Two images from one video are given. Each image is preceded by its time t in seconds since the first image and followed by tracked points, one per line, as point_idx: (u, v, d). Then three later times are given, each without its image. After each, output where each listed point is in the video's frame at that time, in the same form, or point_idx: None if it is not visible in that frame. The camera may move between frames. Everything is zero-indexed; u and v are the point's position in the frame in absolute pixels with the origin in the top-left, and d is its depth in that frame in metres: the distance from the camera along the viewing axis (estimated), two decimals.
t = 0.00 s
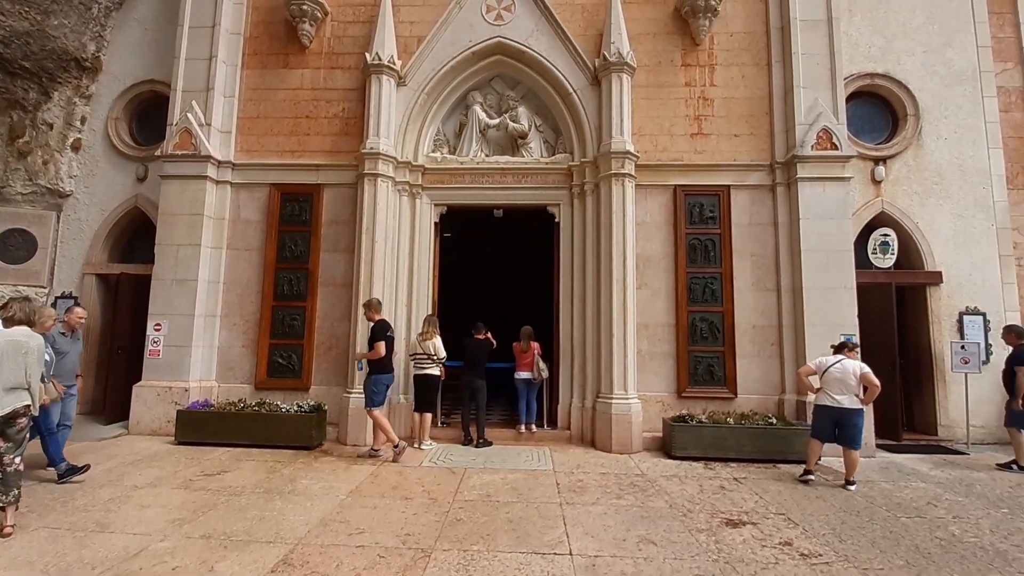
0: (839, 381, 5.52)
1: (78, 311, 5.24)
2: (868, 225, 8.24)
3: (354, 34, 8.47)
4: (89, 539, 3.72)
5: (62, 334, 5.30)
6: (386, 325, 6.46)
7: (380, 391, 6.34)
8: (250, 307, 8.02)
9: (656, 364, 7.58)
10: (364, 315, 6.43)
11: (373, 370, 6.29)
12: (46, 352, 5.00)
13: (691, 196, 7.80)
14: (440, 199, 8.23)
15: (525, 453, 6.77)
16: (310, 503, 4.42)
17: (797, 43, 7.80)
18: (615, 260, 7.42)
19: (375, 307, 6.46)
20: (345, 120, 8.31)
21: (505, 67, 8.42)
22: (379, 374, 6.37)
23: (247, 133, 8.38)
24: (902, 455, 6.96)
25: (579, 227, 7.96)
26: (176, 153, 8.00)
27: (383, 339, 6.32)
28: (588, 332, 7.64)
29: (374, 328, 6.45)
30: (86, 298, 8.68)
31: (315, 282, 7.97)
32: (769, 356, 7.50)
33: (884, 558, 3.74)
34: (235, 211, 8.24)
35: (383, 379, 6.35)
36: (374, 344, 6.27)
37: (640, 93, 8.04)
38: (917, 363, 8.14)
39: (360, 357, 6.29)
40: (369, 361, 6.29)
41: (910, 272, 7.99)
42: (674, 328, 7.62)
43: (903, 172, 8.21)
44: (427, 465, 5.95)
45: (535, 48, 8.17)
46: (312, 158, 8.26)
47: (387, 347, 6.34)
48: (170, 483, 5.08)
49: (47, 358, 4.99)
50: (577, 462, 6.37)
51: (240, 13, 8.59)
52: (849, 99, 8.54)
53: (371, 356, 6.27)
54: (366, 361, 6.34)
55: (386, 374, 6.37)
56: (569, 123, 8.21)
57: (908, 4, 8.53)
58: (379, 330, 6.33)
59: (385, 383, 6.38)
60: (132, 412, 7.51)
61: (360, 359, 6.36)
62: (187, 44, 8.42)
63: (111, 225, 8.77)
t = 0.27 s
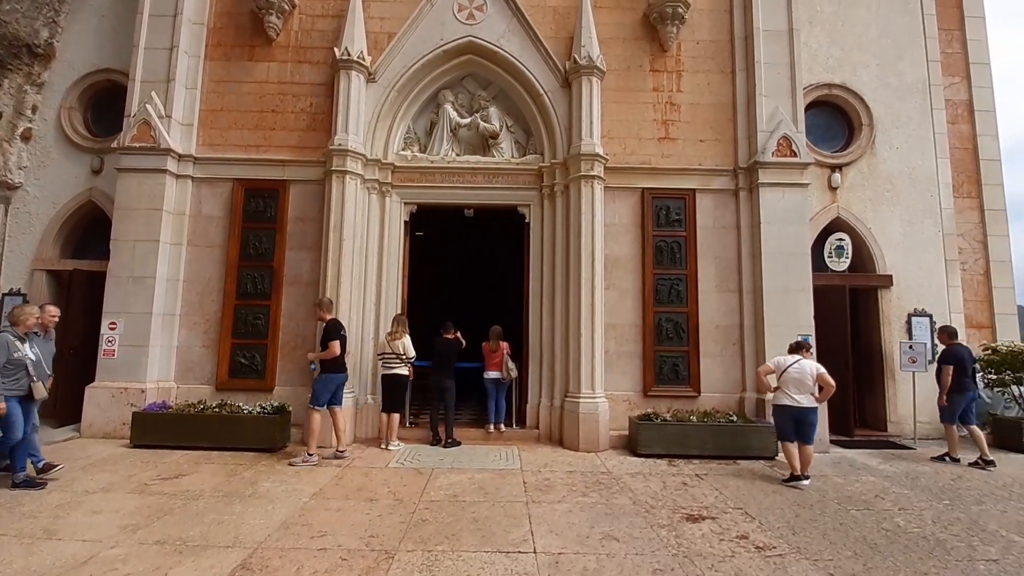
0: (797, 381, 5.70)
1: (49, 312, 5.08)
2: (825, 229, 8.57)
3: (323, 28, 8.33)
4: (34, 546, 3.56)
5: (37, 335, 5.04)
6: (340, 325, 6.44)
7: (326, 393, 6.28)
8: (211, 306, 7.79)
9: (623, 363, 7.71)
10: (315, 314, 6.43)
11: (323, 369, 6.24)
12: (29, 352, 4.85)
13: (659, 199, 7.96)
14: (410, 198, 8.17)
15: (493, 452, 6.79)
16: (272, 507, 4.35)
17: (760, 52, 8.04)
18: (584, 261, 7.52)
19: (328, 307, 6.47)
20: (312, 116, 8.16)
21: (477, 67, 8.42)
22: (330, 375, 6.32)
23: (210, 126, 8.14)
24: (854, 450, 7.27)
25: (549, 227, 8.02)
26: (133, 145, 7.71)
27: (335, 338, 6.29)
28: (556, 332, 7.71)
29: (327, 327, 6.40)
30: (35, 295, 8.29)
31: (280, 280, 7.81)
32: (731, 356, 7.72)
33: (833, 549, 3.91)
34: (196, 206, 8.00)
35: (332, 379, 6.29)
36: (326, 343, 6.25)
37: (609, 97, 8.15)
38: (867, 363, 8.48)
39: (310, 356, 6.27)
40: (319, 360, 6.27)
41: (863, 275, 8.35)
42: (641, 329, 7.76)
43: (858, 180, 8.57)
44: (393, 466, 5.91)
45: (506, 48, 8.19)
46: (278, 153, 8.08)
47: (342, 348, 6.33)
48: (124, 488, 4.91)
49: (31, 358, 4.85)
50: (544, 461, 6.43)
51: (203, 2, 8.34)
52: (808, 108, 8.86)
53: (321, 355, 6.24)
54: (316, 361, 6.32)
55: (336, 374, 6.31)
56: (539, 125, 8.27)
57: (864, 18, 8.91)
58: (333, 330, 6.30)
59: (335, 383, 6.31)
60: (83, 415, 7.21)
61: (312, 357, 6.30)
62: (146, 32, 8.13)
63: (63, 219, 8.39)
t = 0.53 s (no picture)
0: (759, 379, 5.89)
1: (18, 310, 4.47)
2: (785, 232, 8.87)
3: (291, 21, 8.17)
4: None
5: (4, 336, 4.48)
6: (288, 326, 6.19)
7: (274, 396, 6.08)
8: (172, 305, 7.56)
9: (592, 362, 7.81)
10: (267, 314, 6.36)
11: (267, 370, 6.07)
12: None
13: (627, 200, 8.10)
14: (380, 196, 8.08)
15: (462, 452, 6.80)
16: (233, 510, 4.25)
17: (725, 59, 8.27)
18: (554, 261, 7.59)
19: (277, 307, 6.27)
20: (279, 111, 8.00)
21: (448, 65, 8.39)
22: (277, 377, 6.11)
23: (172, 119, 7.89)
24: (811, 445, 7.55)
25: (520, 228, 8.06)
26: (89, 137, 7.42)
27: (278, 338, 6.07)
28: (526, 331, 7.77)
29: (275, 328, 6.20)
30: None
31: (244, 279, 7.63)
32: (696, 355, 7.92)
33: (788, 540, 4.07)
34: (156, 202, 7.74)
35: (274, 381, 6.07)
36: (272, 344, 6.05)
37: (580, 99, 8.25)
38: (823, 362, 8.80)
39: (258, 357, 6.13)
40: (266, 362, 6.08)
41: (821, 277, 8.69)
42: (609, 328, 7.88)
43: (817, 185, 8.90)
44: (361, 467, 5.86)
45: (478, 48, 8.20)
46: (243, 149, 7.89)
47: (289, 349, 6.13)
48: (77, 493, 4.72)
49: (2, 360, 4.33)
50: (513, 460, 6.47)
51: None
52: (771, 115, 9.16)
53: (267, 356, 6.07)
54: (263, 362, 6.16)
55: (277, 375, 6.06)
56: (511, 125, 8.30)
57: (823, 29, 9.25)
58: (280, 330, 6.09)
59: (280, 385, 6.09)
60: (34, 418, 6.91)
61: (259, 359, 6.11)
62: (104, 20, 7.83)
63: (12, 213, 8.01)
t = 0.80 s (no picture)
0: (718, 377, 6.11)
1: None
2: (742, 235, 9.19)
3: (250, 11, 7.93)
4: None
5: None
6: (220, 323, 5.94)
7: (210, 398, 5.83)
8: (120, 303, 7.23)
9: (556, 362, 7.90)
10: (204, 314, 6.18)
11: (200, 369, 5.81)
12: None
13: (592, 202, 8.22)
14: (342, 193, 7.93)
15: (425, 452, 6.76)
16: (183, 516, 4.11)
17: (686, 66, 8.50)
18: (519, 261, 7.63)
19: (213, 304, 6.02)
20: (237, 103, 7.75)
21: (414, 62, 8.32)
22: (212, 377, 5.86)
23: (121, 109, 7.54)
24: (765, 441, 7.85)
25: (485, 227, 8.07)
26: (30, 125, 7.01)
27: (208, 336, 5.83)
28: (491, 330, 7.78)
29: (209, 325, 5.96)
30: None
31: (199, 276, 7.37)
32: (657, 354, 8.11)
33: (739, 532, 4.24)
34: (104, 195, 7.39)
35: (205, 381, 5.81)
36: (205, 342, 5.80)
37: (546, 101, 8.32)
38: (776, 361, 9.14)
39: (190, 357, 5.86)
40: (199, 362, 5.82)
41: (774, 279, 9.06)
42: (573, 328, 7.98)
43: (772, 190, 9.25)
44: (320, 469, 5.75)
45: (444, 46, 8.16)
46: (199, 141, 7.61)
47: (223, 347, 5.88)
48: (13, 501, 4.47)
49: None
50: (477, 460, 6.48)
51: None
52: (728, 122, 9.48)
53: (199, 355, 5.81)
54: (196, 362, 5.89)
55: (208, 376, 5.81)
56: (477, 125, 8.29)
57: (779, 41, 9.62)
58: (214, 328, 5.86)
59: (216, 385, 5.84)
60: None
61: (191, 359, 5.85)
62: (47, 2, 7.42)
63: None
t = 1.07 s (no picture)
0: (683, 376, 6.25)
1: None
2: (704, 238, 9.43)
3: None
4: None
5: None
6: (155, 320, 5.75)
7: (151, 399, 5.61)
8: (67, 300, 6.88)
9: (522, 361, 7.93)
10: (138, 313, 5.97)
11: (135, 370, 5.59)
12: None
13: (559, 202, 8.28)
14: (306, 189, 7.75)
15: (390, 453, 6.69)
16: (132, 523, 3.95)
17: (651, 72, 8.67)
18: (486, 260, 7.63)
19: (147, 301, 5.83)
20: (195, 94, 7.48)
21: (381, 58, 8.20)
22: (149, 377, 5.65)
23: (69, 96, 7.17)
24: (724, 437, 8.09)
25: (452, 226, 8.03)
26: None
27: (142, 334, 5.63)
28: (458, 330, 7.75)
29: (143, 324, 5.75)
30: None
31: (152, 273, 7.08)
32: (622, 353, 8.25)
33: (697, 526, 4.36)
34: (49, 186, 7.01)
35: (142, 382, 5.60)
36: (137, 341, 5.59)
37: (514, 100, 8.34)
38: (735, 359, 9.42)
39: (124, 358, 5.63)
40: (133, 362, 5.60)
41: (733, 280, 9.35)
42: (540, 327, 8.03)
43: (732, 194, 9.53)
44: (280, 472, 5.62)
45: (412, 43, 8.08)
46: (153, 132, 7.30)
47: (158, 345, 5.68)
48: None
49: None
50: (442, 460, 6.45)
51: None
52: (692, 127, 9.70)
53: (132, 355, 5.59)
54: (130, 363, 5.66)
55: (143, 375, 5.58)
56: (445, 123, 8.24)
57: (740, 49, 9.92)
58: (148, 326, 5.66)
59: (154, 385, 5.63)
60: None
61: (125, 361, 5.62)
62: None
63: None
